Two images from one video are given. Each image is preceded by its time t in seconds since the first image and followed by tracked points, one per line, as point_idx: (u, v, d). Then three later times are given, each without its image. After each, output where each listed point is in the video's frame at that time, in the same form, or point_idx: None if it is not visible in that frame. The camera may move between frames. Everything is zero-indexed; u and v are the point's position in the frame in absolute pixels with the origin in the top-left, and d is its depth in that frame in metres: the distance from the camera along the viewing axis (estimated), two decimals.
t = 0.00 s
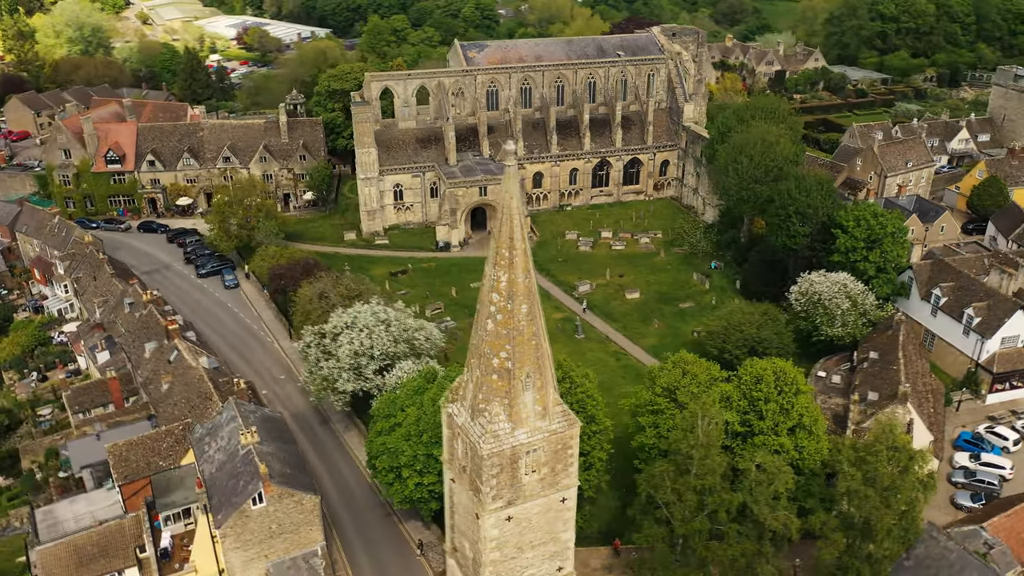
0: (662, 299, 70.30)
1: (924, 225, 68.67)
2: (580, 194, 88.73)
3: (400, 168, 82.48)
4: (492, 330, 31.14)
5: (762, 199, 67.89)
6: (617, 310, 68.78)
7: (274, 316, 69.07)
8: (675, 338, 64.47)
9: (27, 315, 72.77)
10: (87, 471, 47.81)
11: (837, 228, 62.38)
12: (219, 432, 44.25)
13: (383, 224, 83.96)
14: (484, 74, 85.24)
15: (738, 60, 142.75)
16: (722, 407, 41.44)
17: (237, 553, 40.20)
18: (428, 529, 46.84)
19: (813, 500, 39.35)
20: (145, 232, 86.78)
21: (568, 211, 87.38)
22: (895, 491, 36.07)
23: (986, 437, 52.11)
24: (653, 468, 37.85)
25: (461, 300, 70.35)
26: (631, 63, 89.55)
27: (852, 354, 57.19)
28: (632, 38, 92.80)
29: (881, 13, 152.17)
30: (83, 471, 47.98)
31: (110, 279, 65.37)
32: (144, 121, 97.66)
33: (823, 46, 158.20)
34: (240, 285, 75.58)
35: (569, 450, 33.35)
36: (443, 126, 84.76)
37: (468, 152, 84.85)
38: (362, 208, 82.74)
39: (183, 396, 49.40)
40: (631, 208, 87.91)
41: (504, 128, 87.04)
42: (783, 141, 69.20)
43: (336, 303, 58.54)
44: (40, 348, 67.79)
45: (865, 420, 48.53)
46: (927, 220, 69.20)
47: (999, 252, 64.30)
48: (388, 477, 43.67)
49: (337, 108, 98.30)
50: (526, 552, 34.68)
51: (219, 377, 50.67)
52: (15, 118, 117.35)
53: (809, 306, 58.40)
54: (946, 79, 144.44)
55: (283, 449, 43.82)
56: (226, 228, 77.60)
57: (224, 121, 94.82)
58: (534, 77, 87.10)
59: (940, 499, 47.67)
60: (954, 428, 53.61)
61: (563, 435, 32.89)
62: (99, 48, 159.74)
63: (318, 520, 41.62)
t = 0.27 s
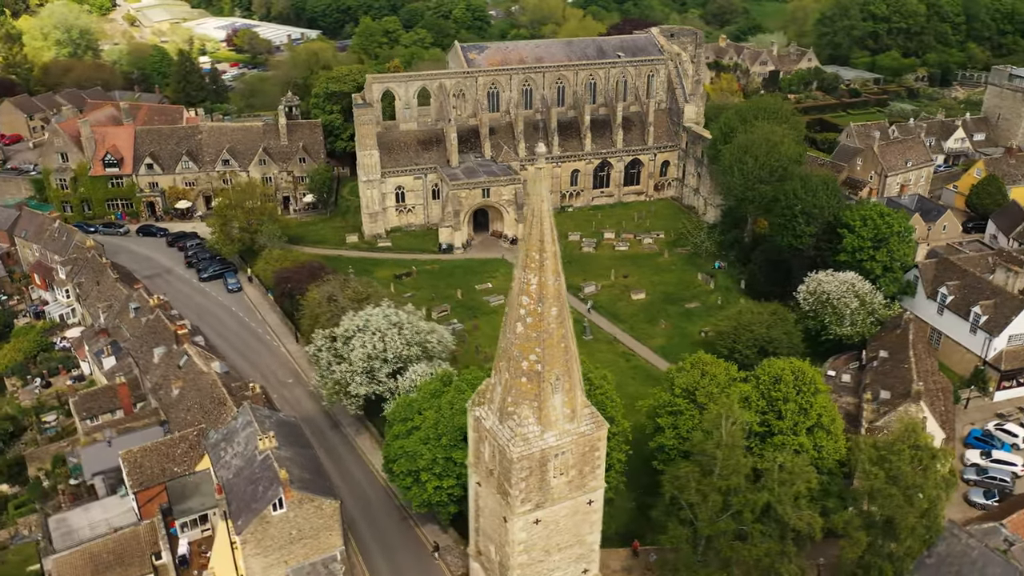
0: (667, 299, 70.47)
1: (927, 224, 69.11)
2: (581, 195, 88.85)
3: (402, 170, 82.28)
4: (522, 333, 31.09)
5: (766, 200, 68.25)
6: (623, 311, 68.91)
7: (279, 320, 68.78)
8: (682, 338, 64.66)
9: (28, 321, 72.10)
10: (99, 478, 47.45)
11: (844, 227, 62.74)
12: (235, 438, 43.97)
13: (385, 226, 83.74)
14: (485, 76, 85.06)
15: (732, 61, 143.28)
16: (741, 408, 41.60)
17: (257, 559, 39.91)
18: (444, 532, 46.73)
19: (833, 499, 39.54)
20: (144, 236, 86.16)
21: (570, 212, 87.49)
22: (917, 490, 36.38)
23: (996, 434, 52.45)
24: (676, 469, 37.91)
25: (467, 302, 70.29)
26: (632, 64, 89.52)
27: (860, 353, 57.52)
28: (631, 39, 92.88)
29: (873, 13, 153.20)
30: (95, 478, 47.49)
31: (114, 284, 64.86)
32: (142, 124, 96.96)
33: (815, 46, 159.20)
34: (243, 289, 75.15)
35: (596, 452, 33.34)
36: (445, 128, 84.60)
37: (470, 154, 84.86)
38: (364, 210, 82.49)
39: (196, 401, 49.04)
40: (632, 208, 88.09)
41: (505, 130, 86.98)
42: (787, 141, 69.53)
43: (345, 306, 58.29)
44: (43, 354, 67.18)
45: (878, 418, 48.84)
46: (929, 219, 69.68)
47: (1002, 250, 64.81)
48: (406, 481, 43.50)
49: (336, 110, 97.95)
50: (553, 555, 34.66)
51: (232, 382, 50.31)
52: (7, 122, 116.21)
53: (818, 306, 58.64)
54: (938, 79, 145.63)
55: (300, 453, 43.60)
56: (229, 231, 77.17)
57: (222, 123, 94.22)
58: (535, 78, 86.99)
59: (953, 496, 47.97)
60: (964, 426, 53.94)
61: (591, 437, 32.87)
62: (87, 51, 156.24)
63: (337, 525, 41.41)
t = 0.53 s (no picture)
0: (672, 299, 70.66)
1: (930, 222, 69.45)
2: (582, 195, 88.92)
3: (403, 171, 82.06)
4: (551, 335, 31.04)
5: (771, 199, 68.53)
6: (629, 311, 69.04)
7: (285, 323, 68.47)
8: (689, 337, 64.86)
9: (29, 325, 71.45)
10: (112, 485, 47.31)
11: (850, 226, 63.08)
12: (252, 442, 43.72)
13: (387, 228, 83.51)
14: (486, 77, 84.87)
15: (725, 60, 143.88)
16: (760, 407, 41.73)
17: (278, 564, 39.64)
18: (461, 533, 46.55)
19: (854, 497, 39.74)
20: (143, 239, 85.55)
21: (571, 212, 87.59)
22: (940, 487, 36.64)
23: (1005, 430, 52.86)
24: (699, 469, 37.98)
25: (473, 303, 70.18)
26: (631, 64, 89.38)
27: (868, 351, 57.83)
28: (630, 39, 92.88)
29: (864, 13, 154.23)
30: (108, 483, 47.34)
31: (119, 288, 64.37)
32: (138, 126, 96.26)
33: (807, 46, 160.05)
34: (246, 291, 74.72)
35: (624, 453, 33.34)
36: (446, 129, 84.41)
37: (472, 155, 84.80)
38: (366, 212, 82.20)
39: (209, 406, 48.68)
40: (633, 208, 88.23)
41: (506, 130, 86.86)
42: (790, 141, 69.92)
43: (355, 309, 58.04)
44: (46, 359, 66.60)
45: (890, 416, 49.16)
46: (932, 217, 70.06)
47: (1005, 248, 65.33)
48: (424, 483, 43.39)
49: (334, 111, 97.56)
50: (580, 556, 34.63)
51: (244, 386, 50.00)
52: None
53: (826, 304, 58.91)
54: (929, 78, 146.77)
55: (318, 457, 43.41)
56: (231, 233, 76.70)
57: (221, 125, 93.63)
58: (536, 79, 86.90)
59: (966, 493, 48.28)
60: (973, 422, 54.31)
61: (619, 438, 32.87)
62: (77, 53, 155.68)
63: (358, 529, 41.22)
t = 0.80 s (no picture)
0: (678, 298, 70.83)
1: (933, 220, 69.83)
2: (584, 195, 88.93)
3: (405, 172, 81.83)
4: (581, 335, 30.97)
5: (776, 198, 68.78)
6: (635, 311, 69.15)
7: (291, 325, 68.12)
8: (696, 336, 65.06)
9: (30, 330, 70.81)
10: (124, 490, 46.89)
11: (856, 224, 63.42)
12: (268, 446, 43.48)
13: (389, 229, 83.25)
14: (487, 77, 84.66)
15: (719, 59, 144.40)
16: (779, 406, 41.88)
17: (300, 568, 39.42)
18: (479, 534, 46.43)
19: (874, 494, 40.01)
20: (143, 241, 84.82)
21: (573, 212, 87.62)
22: (962, 483, 36.93)
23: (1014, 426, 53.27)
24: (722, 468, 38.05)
25: (479, 304, 70.07)
26: (631, 63, 89.34)
27: (876, 348, 58.18)
28: (630, 39, 92.84)
29: (856, 12, 155.18)
30: (121, 489, 46.97)
31: (123, 292, 63.84)
32: (135, 128, 95.37)
33: (800, 45, 160.79)
34: (249, 294, 74.25)
35: (652, 453, 33.38)
36: (447, 129, 84.21)
37: (474, 155, 84.68)
38: (368, 213, 81.88)
39: (222, 409, 48.31)
40: (634, 208, 88.34)
41: (507, 130, 86.74)
42: (794, 139, 70.13)
43: (364, 310, 57.76)
44: (49, 364, 66.05)
45: (903, 412, 49.50)
46: (934, 214, 70.45)
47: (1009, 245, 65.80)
48: (443, 485, 43.26)
49: (333, 112, 97.18)
50: (607, 557, 34.64)
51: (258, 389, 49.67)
52: None
53: (835, 302, 59.18)
54: (921, 76, 147.83)
55: (336, 460, 43.19)
56: (233, 236, 76.25)
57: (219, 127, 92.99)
58: (537, 78, 86.76)
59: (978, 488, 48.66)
60: (982, 418, 54.72)
61: (648, 438, 32.90)
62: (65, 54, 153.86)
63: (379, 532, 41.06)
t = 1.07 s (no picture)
0: (683, 297, 71.02)
1: (935, 218, 70.26)
2: (585, 195, 88.95)
3: (407, 173, 81.61)
4: (611, 336, 30.97)
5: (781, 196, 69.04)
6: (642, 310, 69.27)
7: (296, 328, 67.84)
8: (703, 336, 65.30)
9: (32, 334, 70.13)
10: (138, 496, 46.59)
11: (862, 222, 63.75)
12: (285, 450, 43.20)
13: (391, 230, 83.00)
14: (488, 77, 84.50)
15: (714, 59, 144.91)
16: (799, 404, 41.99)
17: (321, 572, 39.25)
18: (495, 536, 46.28)
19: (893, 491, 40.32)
20: (142, 244, 84.16)
21: (575, 212, 87.66)
22: (983, 479, 37.24)
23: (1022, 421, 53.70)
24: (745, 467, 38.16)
25: (485, 305, 69.99)
26: (631, 63, 89.37)
27: (884, 346, 58.51)
28: (630, 39, 92.91)
29: (848, 11, 156.15)
30: (134, 494, 46.60)
31: (129, 295, 63.33)
32: (132, 130, 94.52)
33: (792, 44, 161.62)
34: (252, 297, 73.81)
35: (679, 453, 33.42)
36: (449, 130, 84.05)
37: (476, 155, 84.57)
38: (370, 214, 81.61)
39: (236, 413, 48.00)
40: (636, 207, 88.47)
41: (508, 130, 86.65)
42: (797, 139, 70.43)
43: (374, 312, 57.56)
44: (52, 368, 65.43)
45: (914, 409, 49.86)
46: (936, 212, 70.91)
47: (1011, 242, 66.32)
48: (461, 487, 43.17)
49: (332, 113, 96.83)
50: (633, 557, 34.66)
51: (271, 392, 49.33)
52: None
53: (842, 300, 59.42)
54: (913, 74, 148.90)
55: (354, 463, 43.00)
56: (235, 239, 75.79)
57: (217, 128, 92.39)
58: (538, 78, 86.67)
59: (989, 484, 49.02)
60: (990, 414, 55.11)
61: (675, 438, 32.95)
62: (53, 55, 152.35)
63: (399, 535, 40.90)
